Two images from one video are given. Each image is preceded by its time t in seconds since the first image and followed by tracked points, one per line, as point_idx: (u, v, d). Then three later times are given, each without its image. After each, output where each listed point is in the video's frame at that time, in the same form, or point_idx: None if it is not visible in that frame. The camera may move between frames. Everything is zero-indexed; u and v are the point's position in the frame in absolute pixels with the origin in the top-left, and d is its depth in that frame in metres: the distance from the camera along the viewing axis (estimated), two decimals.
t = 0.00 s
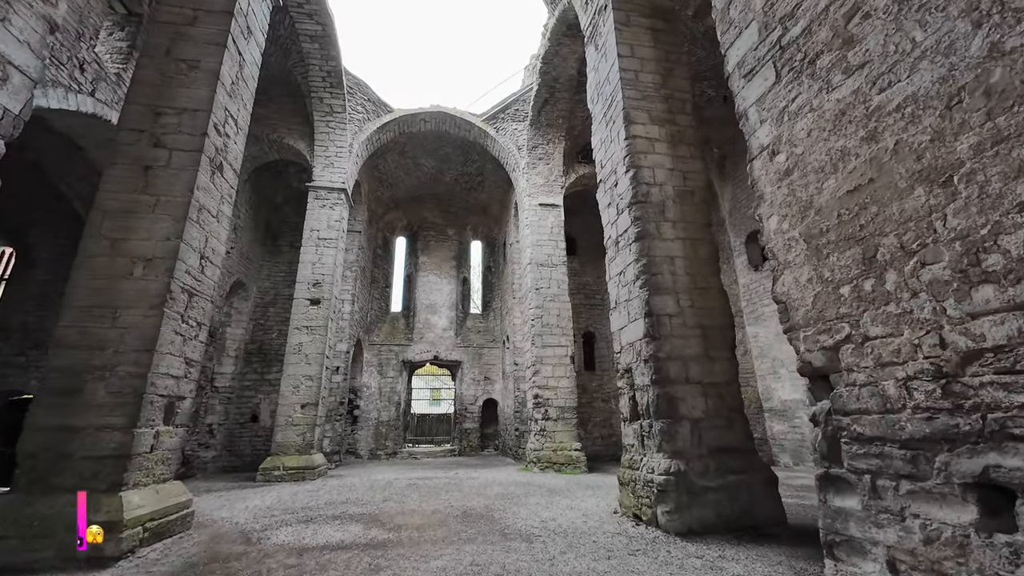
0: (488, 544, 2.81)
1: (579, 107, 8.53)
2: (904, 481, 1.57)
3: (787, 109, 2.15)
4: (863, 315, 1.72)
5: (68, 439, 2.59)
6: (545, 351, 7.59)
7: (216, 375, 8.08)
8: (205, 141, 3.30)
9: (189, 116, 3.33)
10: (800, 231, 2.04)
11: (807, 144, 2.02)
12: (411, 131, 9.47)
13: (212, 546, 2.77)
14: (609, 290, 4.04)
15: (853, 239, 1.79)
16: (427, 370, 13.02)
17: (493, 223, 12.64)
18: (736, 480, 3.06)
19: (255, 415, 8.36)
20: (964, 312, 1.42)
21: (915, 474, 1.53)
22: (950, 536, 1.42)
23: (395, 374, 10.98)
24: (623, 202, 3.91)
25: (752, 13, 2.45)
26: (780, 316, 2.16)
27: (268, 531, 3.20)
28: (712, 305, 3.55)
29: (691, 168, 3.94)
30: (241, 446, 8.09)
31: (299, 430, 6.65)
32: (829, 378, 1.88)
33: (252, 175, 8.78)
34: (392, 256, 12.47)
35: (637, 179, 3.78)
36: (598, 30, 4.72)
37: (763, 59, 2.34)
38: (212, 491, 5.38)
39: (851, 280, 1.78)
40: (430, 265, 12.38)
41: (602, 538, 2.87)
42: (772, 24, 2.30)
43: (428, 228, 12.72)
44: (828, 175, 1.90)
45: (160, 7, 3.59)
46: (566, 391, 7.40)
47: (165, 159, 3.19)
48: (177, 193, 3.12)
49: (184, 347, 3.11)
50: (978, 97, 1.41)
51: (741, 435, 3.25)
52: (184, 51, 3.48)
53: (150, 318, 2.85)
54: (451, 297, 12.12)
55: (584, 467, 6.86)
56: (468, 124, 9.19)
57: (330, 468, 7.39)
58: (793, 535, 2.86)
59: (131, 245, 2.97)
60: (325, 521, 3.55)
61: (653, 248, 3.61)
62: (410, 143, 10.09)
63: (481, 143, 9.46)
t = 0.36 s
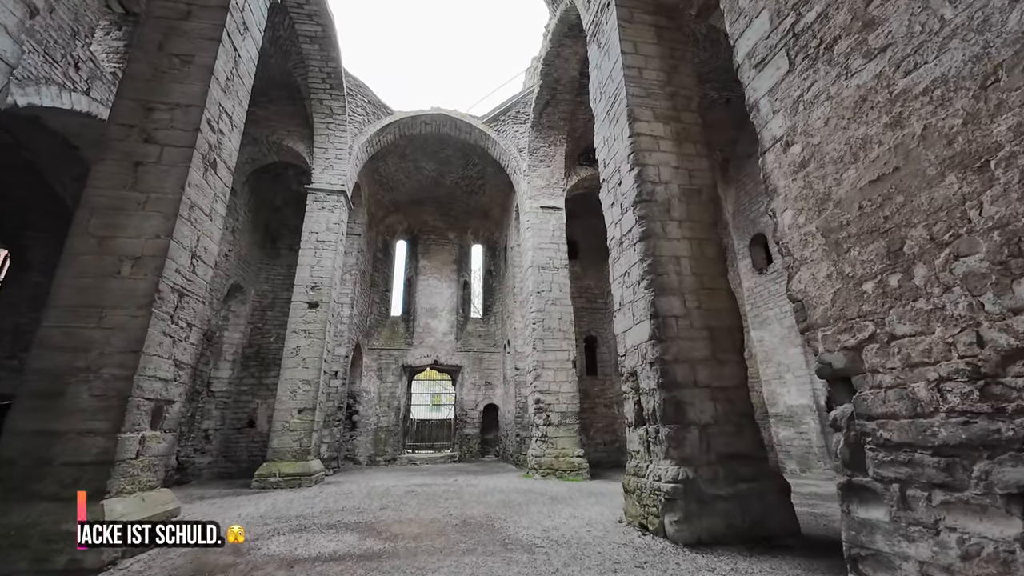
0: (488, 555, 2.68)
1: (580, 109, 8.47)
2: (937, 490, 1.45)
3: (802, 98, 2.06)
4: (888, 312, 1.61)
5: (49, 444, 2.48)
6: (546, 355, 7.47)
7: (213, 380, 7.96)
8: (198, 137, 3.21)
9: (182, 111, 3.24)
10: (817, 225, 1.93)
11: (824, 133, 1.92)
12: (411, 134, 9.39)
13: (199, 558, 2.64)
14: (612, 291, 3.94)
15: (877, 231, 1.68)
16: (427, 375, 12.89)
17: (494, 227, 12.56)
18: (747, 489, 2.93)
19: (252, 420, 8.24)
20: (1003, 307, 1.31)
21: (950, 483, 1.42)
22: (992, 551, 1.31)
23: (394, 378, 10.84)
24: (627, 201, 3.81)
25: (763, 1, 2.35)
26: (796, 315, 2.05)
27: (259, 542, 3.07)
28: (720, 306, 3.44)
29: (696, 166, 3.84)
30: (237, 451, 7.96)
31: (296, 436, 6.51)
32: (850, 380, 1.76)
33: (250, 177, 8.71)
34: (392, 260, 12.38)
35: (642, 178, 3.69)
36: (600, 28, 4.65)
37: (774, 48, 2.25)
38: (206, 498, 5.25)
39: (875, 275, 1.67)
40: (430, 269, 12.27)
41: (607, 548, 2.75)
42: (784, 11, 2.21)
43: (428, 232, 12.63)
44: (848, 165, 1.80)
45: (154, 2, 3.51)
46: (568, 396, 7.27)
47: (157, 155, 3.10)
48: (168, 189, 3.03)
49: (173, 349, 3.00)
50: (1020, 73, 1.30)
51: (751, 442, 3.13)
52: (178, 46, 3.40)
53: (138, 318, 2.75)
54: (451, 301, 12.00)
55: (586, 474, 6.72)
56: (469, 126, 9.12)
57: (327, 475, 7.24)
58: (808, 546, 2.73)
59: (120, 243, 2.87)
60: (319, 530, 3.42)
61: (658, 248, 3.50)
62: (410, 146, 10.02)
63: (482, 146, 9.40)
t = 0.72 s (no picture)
0: (487, 568, 2.53)
1: (582, 108, 8.37)
2: (987, 503, 1.30)
3: (822, 78, 1.93)
4: (925, 304, 1.47)
5: (20, 451, 2.33)
6: (548, 359, 7.31)
7: (208, 384, 7.81)
8: (186, 130, 3.08)
9: (169, 103, 3.12)
10: (842, 212, 1.79)
11: (848, 114, 1.79)
12: (411, 135, 9.28)
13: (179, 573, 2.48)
14: (617, 290, 3.79)
15: (910, 216, 1.54)
16: (427, 379, 12.72)
17: (494, 229, 12.44)
18: (762, 497, 2.76)
19: (247, 425, 8.09)
20: None
21: (1004, 495, 1.27)
22: None
23: (394, 383, 10.67)
24: (632, 197, 3.68)
25: None
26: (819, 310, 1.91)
27: (246, 554, 2.91)
28: (729, 305, 3.30)
29: (703, 160, 3.71)
30: (232, 457, 7.81)
31: (291, 441, 6.35)
32: (883, 380, 1.62)
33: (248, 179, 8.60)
34: (392, 263, 12.26)
35: (647, 172, 3.55)
36: (603, 21, 4.53)
37: (791, 28, 2.12)
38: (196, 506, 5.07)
39: (909, 264, 1.53)
40: (430, 272, 12.11)
41: (613, 561, 2.59)
42: None
43: (428, 234, 12.51)
44: (876, 145, 1.66)
45: None
46: (570, 400, 7.11)
47: (142, 148, 2.97)
48: (153, 183, 2.90)
49: (157, 350, 2.86)
50: None
51: (764, 447, 2.97)
52: (167, 37, 3.28)
53: (118, 317, 2.61)
54: (451, 304, 11.85)
55: (589, 480, 6.57)
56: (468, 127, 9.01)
57: (323, 482, 7.07)
58: (828, 559, 2.56)
59: (101, 238, 2.74)
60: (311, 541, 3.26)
61: (665, 244, 3.36)
62: (410, 147, 9.92)
63: (482, 146, 9.29)
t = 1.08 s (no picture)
0: None
1: (582, 110, 8.27)
2: None
3: (842, 63, 1.81)
4: (964, 303, 1.34)
5: None
6: (549, 364, 7.17)
7: (204, 391, 7.68)
8: (173, 127, 2.97)
9: (156, 99, 3.01)
10: (866, 204, 1.66)
11: (871, 99, 1.67)
12: (410, 138, 9.18)
13: None
14: (620, 292, 3.67)
15: (945, 207, 1.41)
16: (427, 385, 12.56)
17: (494, 233, 12.32)
18: (776, 510, 2.62)
19: (244, 432, 7.96)
20: None
21: None
22: None
23: (393, 389, 10.52)
24: (635, 196, 3.56)
25: None
26: (841, 309, 1.77)
27: (232, 571, 2.76)
28: (739, 307, 3.17)
29: (709, 157, 3.59)
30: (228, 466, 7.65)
31: (287, 450, 6.19)
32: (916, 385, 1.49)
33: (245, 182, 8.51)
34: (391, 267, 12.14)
35: (652, 170, 3.43)
36: (604, 18, 4.43)
37: (805, 12, 2.01)
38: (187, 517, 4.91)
39: (945, 259, 1.40)
40: (430, 276, 11.99)
41: None
42: None
43: (428, 238, 12.39)
44: (904, 131, 1.54)
45: None
46: (572, 406, 6.97)
47: (127, 145, 2.86)
48: (138, 182, 2.78)
49: (141, 357, 2.73)
50: None
51: (777, 456, 2.83)
52: (154, 32, 3.18)
53: (97, 322, 2.48)
54: (451, 309, 11.71)
55: (592, 488, 6.42)
56: (468, 129, 8.91)
57: (320, 491, 6.91)
58: None
59: (81, 239, 2.62)
60: (303, 556, 3.12)
61: (670, 244, 3.24)
62: (409, 151, 9.84)
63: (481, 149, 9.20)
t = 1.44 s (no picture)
0: None
1: (584, 111, 8.19)
2: None
3: (868, 41, 1.70)
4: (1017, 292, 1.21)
5: None
6: (552, 368, 7.03)
7: (200, 397, 7.55)
8: (164, 121, 2.87)
9: (146, 93, 2.90)
10: (899, 190, 1.55)
11: (903, 77, 1.56)
12: (410, 140, 9.10)
13: None
14: (627, 292, 3.54)
15: (991, 188, 1.30)
16: (427, 390, 12.41)
17: (495, 236, 12.22)
18: (797, 520, 2.47)
19: (241, 439, 7.82)
20: None
21: None
22: None
23: (393, 395, 10.37)
24: (642, 192, 3.44)
25: None
26: (873, 303, 1.65)
27: None
28: (751, 306, 3.05)
29: (718, 153, 3.49)
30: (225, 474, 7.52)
31: (285, 457, 6.05)
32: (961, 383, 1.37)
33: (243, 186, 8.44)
34: (391, 271, 12.04)
35: (659, 165, 3.32)
36: (607, 13, 4.34)
37: None
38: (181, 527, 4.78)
39: (994, 245, 1.28)
40: (430, 280, 11.86)
41: None
42: None
43: (428, 242, 12.28)
44: (943, 109, 1.42)
45: None
46: (576, 411, 6.83)
47: (115, 140, 2.75)
48: (125, 177, 2.67)
49: (129, 361, 2.61)
50: None
51: (795, 462, 2.69)
52: (146, 25, 3.08)
53: (80, 323, 2.36)
54: (452, 313, 11.57)
55: (597, 496, 6.25)
56: (468, 131, 8.83)
57: (318, 499, 6.75)
58: None
59: (66, 237, 2.50)
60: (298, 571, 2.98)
61: (680, 241, 3.12)
62: (409, 154, 9.76)
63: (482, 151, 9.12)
